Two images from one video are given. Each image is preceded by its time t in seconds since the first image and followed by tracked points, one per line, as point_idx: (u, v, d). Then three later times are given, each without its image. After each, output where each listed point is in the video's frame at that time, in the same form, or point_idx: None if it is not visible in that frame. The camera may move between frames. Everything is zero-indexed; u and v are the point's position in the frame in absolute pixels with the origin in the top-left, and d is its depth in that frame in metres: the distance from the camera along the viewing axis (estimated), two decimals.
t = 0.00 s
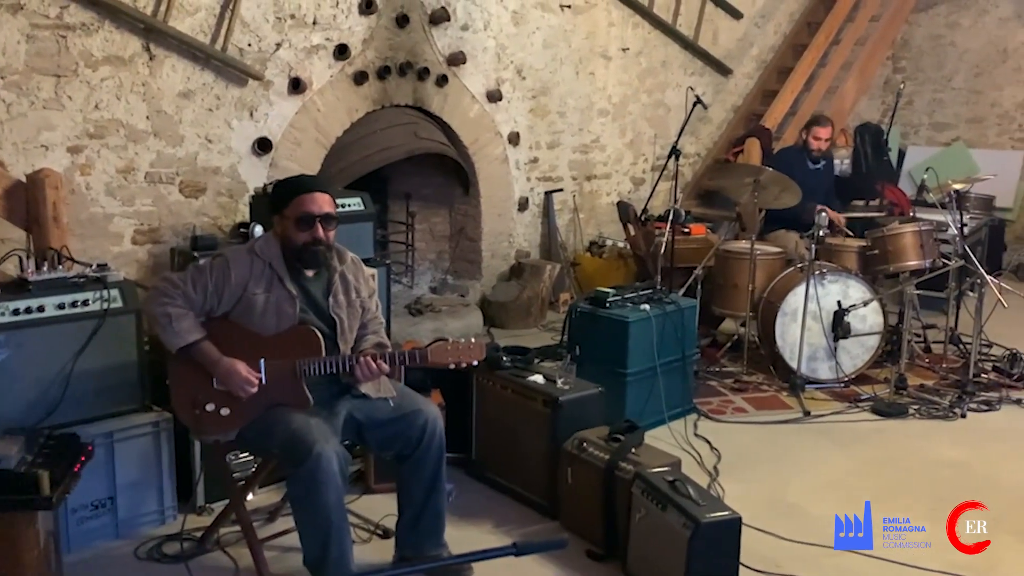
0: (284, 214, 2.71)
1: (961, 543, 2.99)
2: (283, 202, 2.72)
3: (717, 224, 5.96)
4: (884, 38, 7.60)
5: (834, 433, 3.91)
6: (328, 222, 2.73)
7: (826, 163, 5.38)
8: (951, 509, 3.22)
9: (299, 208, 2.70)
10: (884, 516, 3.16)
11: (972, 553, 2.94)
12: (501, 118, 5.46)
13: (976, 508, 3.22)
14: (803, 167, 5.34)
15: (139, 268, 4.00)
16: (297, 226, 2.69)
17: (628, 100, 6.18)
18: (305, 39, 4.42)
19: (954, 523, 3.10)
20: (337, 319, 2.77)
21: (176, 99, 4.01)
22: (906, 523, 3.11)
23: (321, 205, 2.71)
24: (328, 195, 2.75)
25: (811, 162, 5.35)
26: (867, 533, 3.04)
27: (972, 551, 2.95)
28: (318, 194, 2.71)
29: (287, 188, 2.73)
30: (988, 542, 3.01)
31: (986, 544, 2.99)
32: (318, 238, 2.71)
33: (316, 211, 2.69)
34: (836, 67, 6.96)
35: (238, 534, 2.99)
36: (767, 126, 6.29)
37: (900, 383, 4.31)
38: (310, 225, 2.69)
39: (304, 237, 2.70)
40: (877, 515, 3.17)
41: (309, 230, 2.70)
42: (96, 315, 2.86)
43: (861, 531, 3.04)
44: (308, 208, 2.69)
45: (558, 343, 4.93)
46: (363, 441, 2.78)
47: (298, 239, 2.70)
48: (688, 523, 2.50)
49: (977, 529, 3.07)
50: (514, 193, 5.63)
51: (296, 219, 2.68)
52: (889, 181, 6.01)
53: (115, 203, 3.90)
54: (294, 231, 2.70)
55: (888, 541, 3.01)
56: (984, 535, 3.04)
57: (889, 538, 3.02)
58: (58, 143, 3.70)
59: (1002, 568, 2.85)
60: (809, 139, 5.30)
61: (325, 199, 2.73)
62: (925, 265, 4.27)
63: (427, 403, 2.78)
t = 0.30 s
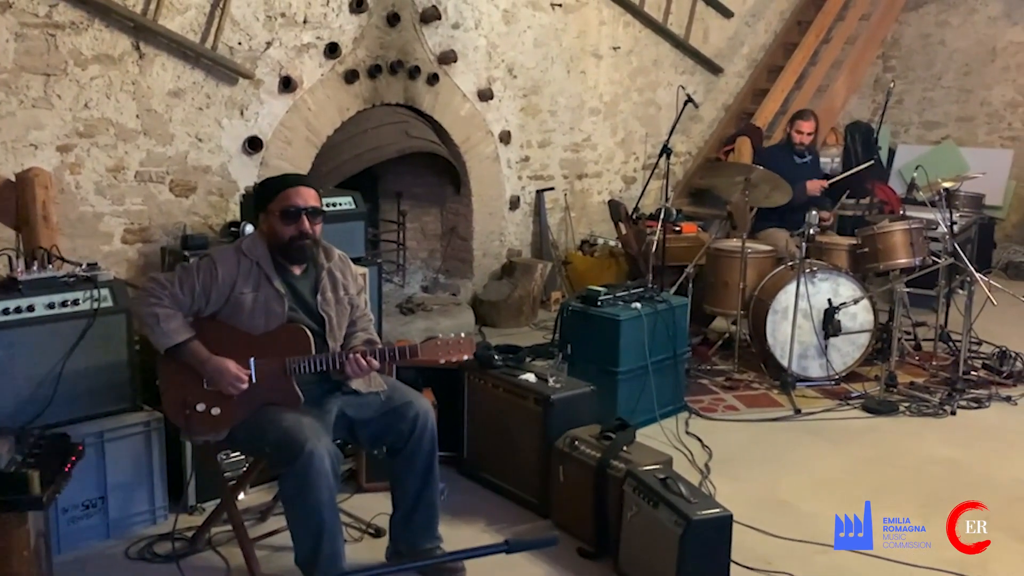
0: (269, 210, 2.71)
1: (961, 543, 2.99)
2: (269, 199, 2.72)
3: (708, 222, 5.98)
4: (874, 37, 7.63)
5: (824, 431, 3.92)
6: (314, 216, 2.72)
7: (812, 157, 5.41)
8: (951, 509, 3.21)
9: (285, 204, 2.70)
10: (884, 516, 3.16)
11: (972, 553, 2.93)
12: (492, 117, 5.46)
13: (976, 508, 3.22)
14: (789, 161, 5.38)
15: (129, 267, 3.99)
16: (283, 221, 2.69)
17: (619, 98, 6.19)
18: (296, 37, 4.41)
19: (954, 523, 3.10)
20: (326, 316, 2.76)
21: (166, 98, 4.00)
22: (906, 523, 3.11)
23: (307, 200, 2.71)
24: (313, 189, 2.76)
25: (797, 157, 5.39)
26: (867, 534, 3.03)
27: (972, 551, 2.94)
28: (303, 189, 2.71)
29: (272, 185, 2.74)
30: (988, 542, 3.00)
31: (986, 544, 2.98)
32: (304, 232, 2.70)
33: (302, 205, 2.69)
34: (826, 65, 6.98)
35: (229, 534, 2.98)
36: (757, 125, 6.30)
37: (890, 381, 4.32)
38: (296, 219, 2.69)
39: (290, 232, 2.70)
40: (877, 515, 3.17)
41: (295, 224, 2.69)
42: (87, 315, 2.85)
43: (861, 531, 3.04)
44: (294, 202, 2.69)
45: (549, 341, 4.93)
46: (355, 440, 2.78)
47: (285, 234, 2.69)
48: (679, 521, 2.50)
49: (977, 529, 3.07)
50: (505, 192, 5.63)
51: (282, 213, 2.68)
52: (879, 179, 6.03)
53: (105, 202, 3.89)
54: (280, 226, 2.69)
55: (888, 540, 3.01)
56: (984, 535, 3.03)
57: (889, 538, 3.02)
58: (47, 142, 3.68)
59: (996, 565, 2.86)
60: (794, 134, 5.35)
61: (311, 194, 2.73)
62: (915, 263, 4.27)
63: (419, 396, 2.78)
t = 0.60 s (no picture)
0: (262, 208, 2.70)
1: (961, 543, 2.96)
2: (261, 197, 2.71)
3: (696, 218, 5.98)
4: (862, 33, 7.66)
5: (813, 425, 3.94)
6: (307, 214, 2.72)
7: (802, 154, 5.39)
8: (950, 509, 3.18)
9: (278, 202, 2.69)
10: (883, 516, 3.13)
11: (972, 553, 2.90)
12: (481, 113, 5.46)
13: (975, 507, 3.18)
14: (777, 158, 5.38)
15: (117, 265, 3.98)
16: (276, 219, 2.68)
17: (608, 95, 6.20)
18: (283, 34, 4.40)
19: (954, 523, 3.07)
20: (316, 314, 2.76)
21: (153, 95, 3.98)
22: (906, 523, 3.08)
23: (300, 198, 2.70)
24: (306, 188, 2.75)
25: (785, 154, 5.38)
26: (867, 534, 3.01)
27: (972, 551, 2.91)
28: (297, 188, 2.70)
29: (265, 182, 2.72)
30: (988, 542, 2.97)
31: (985, 544, 2.95)
32: (298, 231, 2.70)
33: (295, 203, 2.68)
34: (814, 61, 7.00)
35: (219, 531, 2.98)
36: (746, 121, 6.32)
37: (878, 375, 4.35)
38: (290, 218, 2.68)
39: (283, 231, 2.69)
40: (877, 515, 3.14)
41: (288, 222, 2.68)
42: (75, 313, 2.85)
43: (861, 531, 3.01)
44: (287, 201, 2.68)
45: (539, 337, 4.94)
46: (344, 437, 2.78)
47: (277, 233, 2.68)
48: (669, 515, 2.51)
49: (976, 529, 3.03)
50: (494, 189, 5.63)
51: (275, 212, 2.67)
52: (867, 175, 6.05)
53: (93, 199, 3.87)
54: (273, 225, 2.68)
55: (888, 541, 2.98)
56: (984, 535, 3.00)
57: (889, 538, 2.99)
58: (34, 139, 3.67)
59: (984, 558, 2.87)
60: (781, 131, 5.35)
61: (303, 192, 2.72)
62: (902, 258, 4.29)
63: (408, 397, 2.79)
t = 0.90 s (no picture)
0: (249, 206, 2.68)
1: (961, 543, 2.93)
2: (249, 195, 2.69)
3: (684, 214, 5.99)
4: (848, 28, 7.69)
5: (800, 419, 3.96)
6: (294, 213, 2.70)
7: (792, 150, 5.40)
8: (950, 509, 3.14)
9: (265, 200, 2.67)
10: (884, 516, 3.10)
11: (972, 553, 2.88)
12: (468, 109, 5.45)
13: (976, 507, 3.15)
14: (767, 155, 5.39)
15: (103, 263, 3.96)
16: (263, 218, 2.67)
17: (595, 90, 6.20)
18: (269, 30, 4.39)
19: (954, 523, 3.03)
20: (303, 312, 2.75)
21: (138, 92, 3.97)
22: (906, 523, 3.05)
23: (287, 196, 2.69)
24: (293, 187, 2.73)
25: (775, 151, 5.38)
26: (867, 534, 2.97)
27: (972, 551, 2.88)
28: (284, 186, 2.68)
29: (253, 180, 2.70)
30: (989, 542, 2.94)
31: (986, 544, 2.92)
32: (285, 230, 2.68)
33: (282, 202, 2.67)
34: (801, 57, 7.03)
35: (207, 529, 2.97)
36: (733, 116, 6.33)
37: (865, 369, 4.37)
38: (277, 217, 2.67)
39: (270, 229, 2.68)
40: (877, 515, 3.11)
41: (276, 221, 2.67)
42: (60, 311, 2.84)
43: (861, 531, 2.98)
44: (274, 200, 2.66)
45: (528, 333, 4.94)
46: (333, 434, 2.77)
47: (265, 231, 2.67)
48: (657, 509, 2.52)
49: (977, 529, 3.00)
50: (482, 185, 5.63)
51: (262, 211, 2.66)
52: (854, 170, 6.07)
53: (78, 197, 3.85)
54: (260, 223, 2.67)
55: (888, 541, 2.95)
56: (985, 535, 2.97)
57: (889, 538, 2.96)
58: (18, 136, 3.65)
59: (967, 549, 2.90)
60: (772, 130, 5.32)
61: (291, 190, 2.71)
62: (888, 252, 4.31)
63: (396, 393, 2.78)
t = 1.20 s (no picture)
0: (233, 206, 2.67)
1: (961, 543, 2.91)
2: (233, 194, 2.67)
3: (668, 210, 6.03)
4: (830, 26, 7.73)
5: (784, 414, 3.97)
6: (279, 211, 2.70)
7: (775, 148, 5.44)
8: (950, 508, 3.12)
9: (250, 199, 2.66)
10: (883, 515, 3.08)
11: (972, 553, 2.86)
12: (451, 107, 5.44)
13: (976, 507, 3.13)
14: (750, 152, 5.41)
15: (84, 262, 3.93)
16: (249, 216, 2.65)
17: (579, 88, 6.21)
18: (250, 27, 4.37)
19: (954, 523, 3.01)
20: (286, 311, 2.74)
21: (119, 90, 3.94)
22: (906, 523, 3.03)
23: (272, 195, 2.68)
24: (278, 185, 2.72)
25: (759, 148, 5.42)
26: (866, 533, 2.96)
27: (972, 551, 2.86)
28: (269, 184, 2.68)
29: (236, 179, 2.69)
30: (989, 542, 2.92)
31: (986, 544, 2.90)
32: (271, 228, 2.67)
33: (268, 200, 2.66)
34: (783, 54, 7.06)
35: (190, 529, 2.96)
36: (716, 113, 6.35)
37: (847, 365, 4.39)
38: (263, 215, 2.66)
39: (256, 228, 2.66)
40: (877, 515, 3.09)
41: (262, 220, 2.65)
42: (40, 310, 2.81)
43: (861, 531, 2.96)
44: (260, 198, 2.65)
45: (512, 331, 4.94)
46: (317, 433, 2.76)
47: (251, 230, 2.66)
48: (641, 505, 2.53)
49: (977, 529, 2.98)
50: (465, 182, 5.62)
51: (247, 210, 2.64)
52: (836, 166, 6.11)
53: (58, 195, 3.82)
54: (245, 222, 2.65)
55: (888, 540, 2.94)
56: (985, 535, 2.95)
57: (889, 539, 2.94)
58: None
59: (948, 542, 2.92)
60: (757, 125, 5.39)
61: (276, 189, 2.70)
62: (870, 249, 4.33)
63: (380, 392, 2.78)
